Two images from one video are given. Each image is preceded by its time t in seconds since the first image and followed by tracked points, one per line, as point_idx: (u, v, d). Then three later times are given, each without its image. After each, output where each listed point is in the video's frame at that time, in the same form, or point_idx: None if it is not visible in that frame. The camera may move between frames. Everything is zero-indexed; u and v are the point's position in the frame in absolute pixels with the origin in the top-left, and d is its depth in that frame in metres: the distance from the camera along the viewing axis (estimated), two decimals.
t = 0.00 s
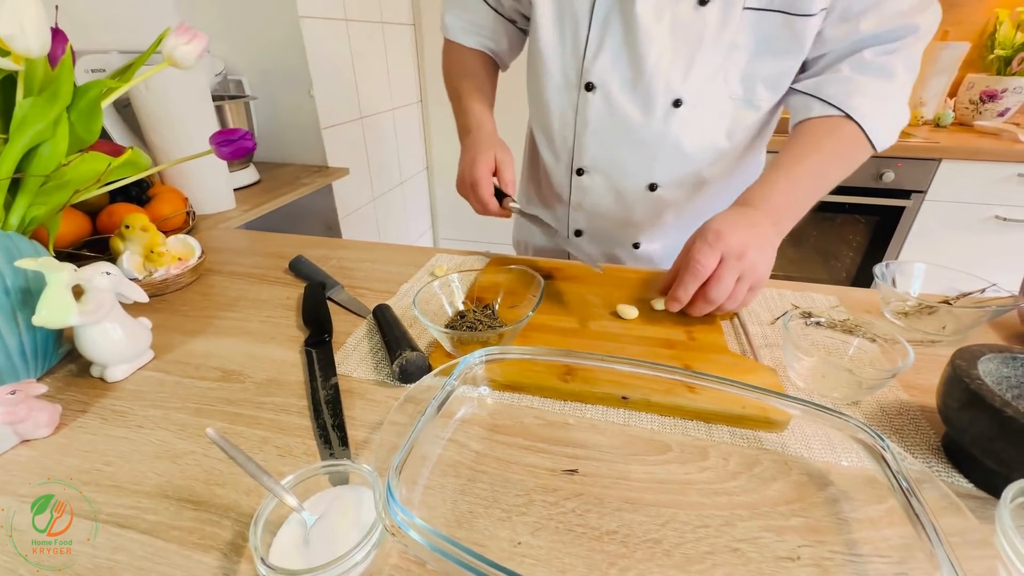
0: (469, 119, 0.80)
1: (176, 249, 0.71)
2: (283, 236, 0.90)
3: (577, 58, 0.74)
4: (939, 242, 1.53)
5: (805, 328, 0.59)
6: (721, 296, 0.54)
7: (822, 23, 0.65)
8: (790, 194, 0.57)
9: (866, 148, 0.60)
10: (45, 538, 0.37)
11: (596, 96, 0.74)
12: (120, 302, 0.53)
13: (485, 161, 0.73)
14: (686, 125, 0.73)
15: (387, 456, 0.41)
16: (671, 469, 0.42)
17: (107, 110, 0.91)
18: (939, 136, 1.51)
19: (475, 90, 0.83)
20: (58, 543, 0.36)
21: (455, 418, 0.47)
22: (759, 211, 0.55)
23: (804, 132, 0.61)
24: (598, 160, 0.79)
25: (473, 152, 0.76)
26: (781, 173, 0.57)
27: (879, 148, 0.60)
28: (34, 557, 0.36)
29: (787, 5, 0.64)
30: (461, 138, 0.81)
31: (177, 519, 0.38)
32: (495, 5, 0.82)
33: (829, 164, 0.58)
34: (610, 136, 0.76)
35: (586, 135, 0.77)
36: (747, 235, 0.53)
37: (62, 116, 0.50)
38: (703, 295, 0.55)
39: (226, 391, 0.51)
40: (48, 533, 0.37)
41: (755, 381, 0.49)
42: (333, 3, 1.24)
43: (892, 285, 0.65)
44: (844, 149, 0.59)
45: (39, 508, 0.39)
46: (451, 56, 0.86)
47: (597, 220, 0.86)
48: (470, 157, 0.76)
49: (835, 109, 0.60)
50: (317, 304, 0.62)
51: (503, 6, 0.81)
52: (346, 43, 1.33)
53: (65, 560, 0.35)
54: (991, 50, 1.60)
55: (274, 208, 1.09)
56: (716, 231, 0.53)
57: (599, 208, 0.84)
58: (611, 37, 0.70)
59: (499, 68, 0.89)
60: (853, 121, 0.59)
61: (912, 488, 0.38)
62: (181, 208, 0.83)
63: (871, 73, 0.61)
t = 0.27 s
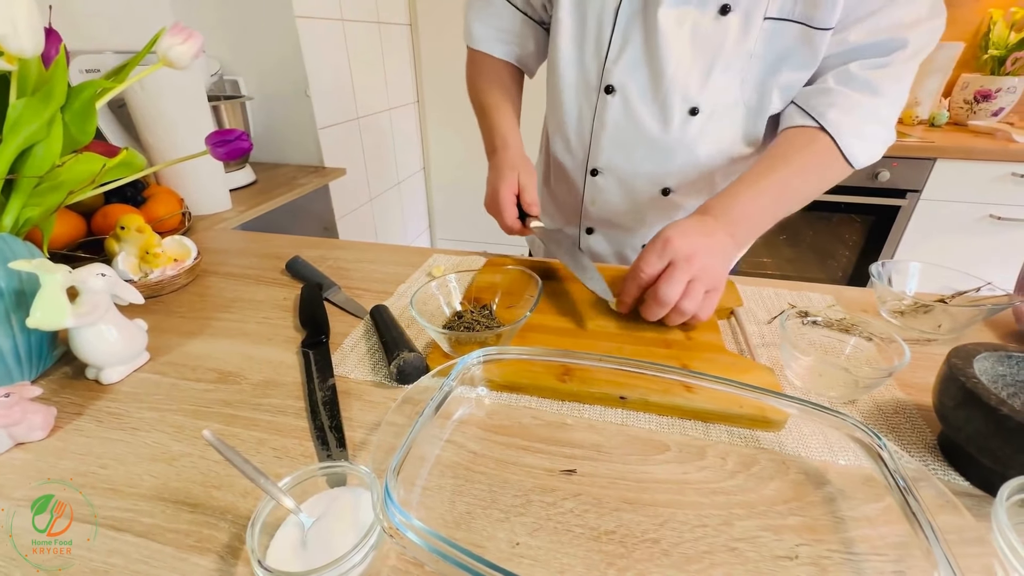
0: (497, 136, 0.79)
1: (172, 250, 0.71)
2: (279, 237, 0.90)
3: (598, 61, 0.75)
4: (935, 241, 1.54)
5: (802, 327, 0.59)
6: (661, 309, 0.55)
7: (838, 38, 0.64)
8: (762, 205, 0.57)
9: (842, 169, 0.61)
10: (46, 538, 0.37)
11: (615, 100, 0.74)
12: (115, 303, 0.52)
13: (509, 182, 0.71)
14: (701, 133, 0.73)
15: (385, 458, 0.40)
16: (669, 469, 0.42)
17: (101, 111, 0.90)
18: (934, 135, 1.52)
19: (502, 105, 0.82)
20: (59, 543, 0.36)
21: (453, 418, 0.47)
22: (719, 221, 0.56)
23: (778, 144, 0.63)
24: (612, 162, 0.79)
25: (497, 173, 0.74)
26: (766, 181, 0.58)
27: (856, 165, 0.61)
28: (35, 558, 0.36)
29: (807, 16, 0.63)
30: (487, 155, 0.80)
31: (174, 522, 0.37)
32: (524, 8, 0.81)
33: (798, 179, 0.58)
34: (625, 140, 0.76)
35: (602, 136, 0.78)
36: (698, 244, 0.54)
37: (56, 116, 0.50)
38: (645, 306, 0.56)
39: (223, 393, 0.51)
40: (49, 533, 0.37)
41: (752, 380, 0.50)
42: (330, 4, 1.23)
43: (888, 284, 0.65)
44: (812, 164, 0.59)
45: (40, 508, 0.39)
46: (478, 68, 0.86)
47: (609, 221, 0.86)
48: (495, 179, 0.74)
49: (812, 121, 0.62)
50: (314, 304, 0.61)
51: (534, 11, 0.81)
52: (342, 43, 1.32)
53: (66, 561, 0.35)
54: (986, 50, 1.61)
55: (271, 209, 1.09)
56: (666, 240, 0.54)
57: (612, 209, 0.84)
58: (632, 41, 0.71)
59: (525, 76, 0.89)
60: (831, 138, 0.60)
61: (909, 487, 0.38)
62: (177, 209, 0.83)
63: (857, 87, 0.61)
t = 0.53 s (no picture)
0: (500, 155, 0.78)
1: (168, 251, 0.71)
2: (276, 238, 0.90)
3: (581, 71, 0.75)
4: (931, 240, 1.55)
5: (799, 326, 0.59)
6: (699, 250, 0.50)
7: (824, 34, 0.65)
8: (804, 169, 0.54)
9: (881, 140, 0.58)
10: (46, 538, 0.37)
11: (600, 108, 0.75)
12: (111, 305, 0.52)
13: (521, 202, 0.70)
14: (685, 137, 0.74)
15: (383, 459, 0.40)
16: (667, 468, 0.42)
17: (96, 111, 0.90)
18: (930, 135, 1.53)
19: (500, 125, 0.82)
20: (59, 543, 0.36)
21: (452, 419, 0.46)
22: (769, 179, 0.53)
23: (824, 112, 0.60)
24: (599, 168, 0.80)
25: (505, 191, 0.72)
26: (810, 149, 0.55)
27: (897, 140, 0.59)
28: (35, 558, 0.36)
29: (789, 17, 0.64)
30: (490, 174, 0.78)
31: (171, 524, 0.37)
32: (512, 22, 0.83)
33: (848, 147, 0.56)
34: (611, 147, 0.77)
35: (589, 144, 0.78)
36: (741, 192, 0.51)
37: (51, 117, 0.50)
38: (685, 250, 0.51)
39: (220, 394, 0.50)
40: (48, 533, 0.37)
41: (750, 380, 0.50)
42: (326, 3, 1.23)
43: (885, 283, 0.65)
44: (862, 133, 0.57)
45: (39, 508, 0.39)
46: (471, 90, 0.86)
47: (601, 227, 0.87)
48: (502, 197, 0.72)
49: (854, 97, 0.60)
50: (311, 304, 0.61)
51: (520, 28, 0.83)
52: (339, 44, 1.32)
53: (66, 560, 0.35)
54: (980, 50, 1.62)
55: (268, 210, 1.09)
56: (708, 183, 0.51)
57: (603, 214, 0.85)
58: (615, 50, 0.71)
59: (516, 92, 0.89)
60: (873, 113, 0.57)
61: (906, 485, 0.38)
62: (174, 210, 0.83)
63: (891, 61, 0.60)
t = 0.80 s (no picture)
0: (501, 163, 0.79)
1: (166, 252, 0.71)
2: (273, 238, 0.90)
3: (564, 77, 0.76)
4: (928, 240, 1.55)
5: (798, 326, 0.60)
6: (547, 319, 0.53)
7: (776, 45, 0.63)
8: (746, 176, 0.53)
9: (814, 160, 0.55)
10: (45, 537, 0.37)
11: (581, 115, 0.76)
12: (107, 306, 0.52)
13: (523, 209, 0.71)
14: (661, 146, 0.75)
15: (383, 459, 0.40)
16: (667, 468, 0.42)
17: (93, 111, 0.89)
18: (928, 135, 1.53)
19: (501, 133, 0.82)
20: (58, 543, 0.36)
21: (450, 420, 0.46)
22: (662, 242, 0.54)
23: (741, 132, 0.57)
24: (581, 170, 0.82)
25: (508, 200, 0.73)
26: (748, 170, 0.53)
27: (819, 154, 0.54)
28: (34, 557, 0.36)
29: (746, 24, 0.62)
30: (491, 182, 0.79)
31: (169, 526, 0.37)
32: (498, 21, 0.82)
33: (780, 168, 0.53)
34: (591, 152, 0.79)
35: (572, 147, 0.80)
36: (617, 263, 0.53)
37: (47, 117, 0.49)
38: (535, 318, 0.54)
39: (218, 395, 0.50)
40: (48, 532, 0.37)
41: (749, 379, 0.50)
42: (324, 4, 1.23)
43: (883, 283, 0.66)
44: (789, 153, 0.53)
45: (39, 507, 0.39)
46: (470, 99, 0.86)
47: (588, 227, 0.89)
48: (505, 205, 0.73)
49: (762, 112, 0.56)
50: (309, 305, 0.61)
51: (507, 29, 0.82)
52: (337, 44, 1.31)
53: (64, 560, 0.35)
54: (977, 50, 1.62)
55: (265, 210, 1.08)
56: (587, 257, 0.55)
57: (587, 215, 0.87)
58: (592, 58, 0.72)
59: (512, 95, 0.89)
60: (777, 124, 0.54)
61: (904, 484, 0.38)
62: (171, 211, 0.82)
63: (803, 67, 0.55)
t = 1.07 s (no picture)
0: (501, 164, 0.79)
1: (163, 252, 0.70)
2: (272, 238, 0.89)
3: (550, 77, 0.75)
4: (926, 240, 1.55)
5: (797, 325, 0.60)
6: (550, 343, 0.52)
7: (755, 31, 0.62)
8: (724, 173, 0.53)
9: (793, 148, 0.55)
10: (45, 539, 0.37)
11: (569, 115, 0.76)
12: (105, 307, 0.52)
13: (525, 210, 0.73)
14: (651, 140, 0.75)
15: (382, 460, 0.40)
16: (667, 469, 0.42)
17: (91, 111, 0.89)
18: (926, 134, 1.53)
19: (500, 135, 0.83)
20: (58, 543, 0.36)
21: (449, 421, 0.46)
22: (643, 251, 0.56)
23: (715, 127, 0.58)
24: (572, 168, 0.82)
25: (509, 201, 0.74)
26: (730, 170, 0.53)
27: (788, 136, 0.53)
28: (35, 558, 0.35)
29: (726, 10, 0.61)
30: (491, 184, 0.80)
31: (167, 527, 0.37)
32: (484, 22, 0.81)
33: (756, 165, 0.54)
34: (580, 151, 0.79)
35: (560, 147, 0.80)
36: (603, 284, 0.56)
37: (44, 117, 0.49)
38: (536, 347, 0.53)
39: (216, 396, 0.50)
40: (48, 534, 0.37)
41: (748, 379, 0.50)
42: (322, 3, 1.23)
43: (881, 283, 0.66)
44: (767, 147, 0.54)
45: (39, 509, 0.39)
46: (466, 101, 0.86)
47: (581, 224, 0.89)
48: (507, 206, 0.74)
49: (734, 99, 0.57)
50: (307, 305, 0.61)
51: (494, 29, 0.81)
52: (335, 44, 1.31)
53: (65, 561, 0.35)
54: (974, 50, 1.62)
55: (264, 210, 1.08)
56: (575, 282, 0.57)
57: (580, 214, 0.87)
58: (577, 58, 0.71)
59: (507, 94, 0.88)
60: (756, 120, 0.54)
61: (903, 483, 0.38)
62: (169, 211, 0.82)
63: (772, 51, 0.55)
